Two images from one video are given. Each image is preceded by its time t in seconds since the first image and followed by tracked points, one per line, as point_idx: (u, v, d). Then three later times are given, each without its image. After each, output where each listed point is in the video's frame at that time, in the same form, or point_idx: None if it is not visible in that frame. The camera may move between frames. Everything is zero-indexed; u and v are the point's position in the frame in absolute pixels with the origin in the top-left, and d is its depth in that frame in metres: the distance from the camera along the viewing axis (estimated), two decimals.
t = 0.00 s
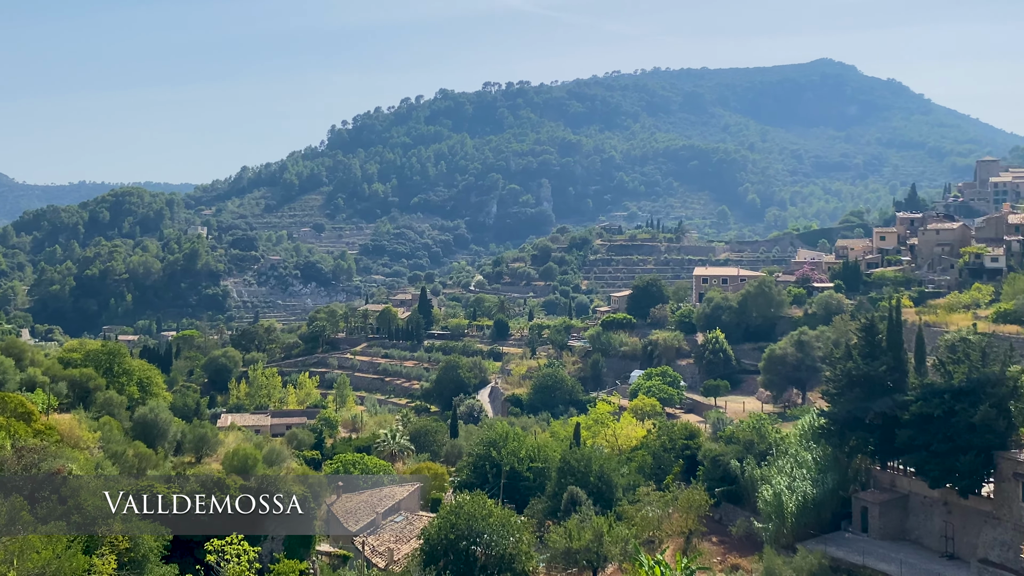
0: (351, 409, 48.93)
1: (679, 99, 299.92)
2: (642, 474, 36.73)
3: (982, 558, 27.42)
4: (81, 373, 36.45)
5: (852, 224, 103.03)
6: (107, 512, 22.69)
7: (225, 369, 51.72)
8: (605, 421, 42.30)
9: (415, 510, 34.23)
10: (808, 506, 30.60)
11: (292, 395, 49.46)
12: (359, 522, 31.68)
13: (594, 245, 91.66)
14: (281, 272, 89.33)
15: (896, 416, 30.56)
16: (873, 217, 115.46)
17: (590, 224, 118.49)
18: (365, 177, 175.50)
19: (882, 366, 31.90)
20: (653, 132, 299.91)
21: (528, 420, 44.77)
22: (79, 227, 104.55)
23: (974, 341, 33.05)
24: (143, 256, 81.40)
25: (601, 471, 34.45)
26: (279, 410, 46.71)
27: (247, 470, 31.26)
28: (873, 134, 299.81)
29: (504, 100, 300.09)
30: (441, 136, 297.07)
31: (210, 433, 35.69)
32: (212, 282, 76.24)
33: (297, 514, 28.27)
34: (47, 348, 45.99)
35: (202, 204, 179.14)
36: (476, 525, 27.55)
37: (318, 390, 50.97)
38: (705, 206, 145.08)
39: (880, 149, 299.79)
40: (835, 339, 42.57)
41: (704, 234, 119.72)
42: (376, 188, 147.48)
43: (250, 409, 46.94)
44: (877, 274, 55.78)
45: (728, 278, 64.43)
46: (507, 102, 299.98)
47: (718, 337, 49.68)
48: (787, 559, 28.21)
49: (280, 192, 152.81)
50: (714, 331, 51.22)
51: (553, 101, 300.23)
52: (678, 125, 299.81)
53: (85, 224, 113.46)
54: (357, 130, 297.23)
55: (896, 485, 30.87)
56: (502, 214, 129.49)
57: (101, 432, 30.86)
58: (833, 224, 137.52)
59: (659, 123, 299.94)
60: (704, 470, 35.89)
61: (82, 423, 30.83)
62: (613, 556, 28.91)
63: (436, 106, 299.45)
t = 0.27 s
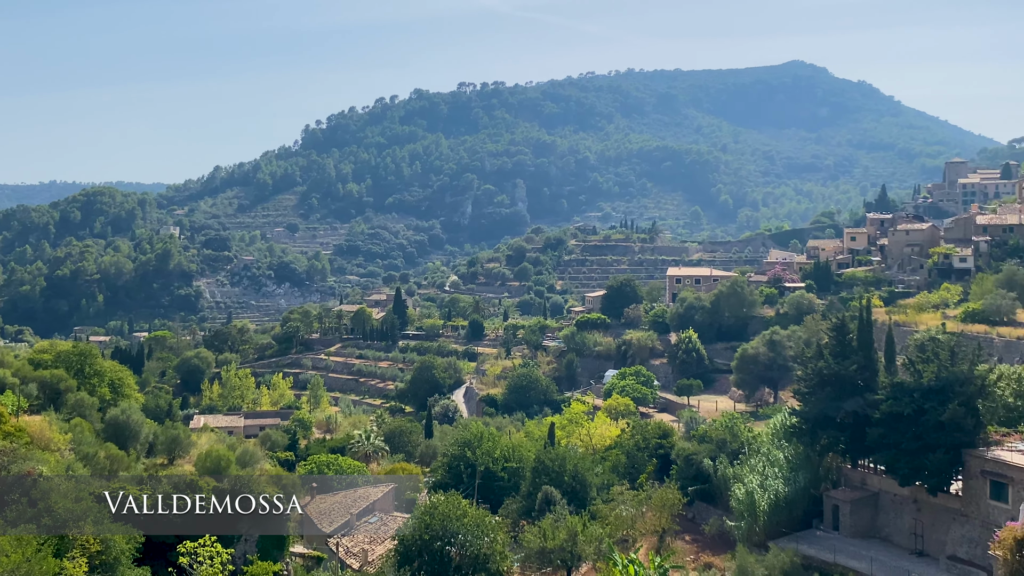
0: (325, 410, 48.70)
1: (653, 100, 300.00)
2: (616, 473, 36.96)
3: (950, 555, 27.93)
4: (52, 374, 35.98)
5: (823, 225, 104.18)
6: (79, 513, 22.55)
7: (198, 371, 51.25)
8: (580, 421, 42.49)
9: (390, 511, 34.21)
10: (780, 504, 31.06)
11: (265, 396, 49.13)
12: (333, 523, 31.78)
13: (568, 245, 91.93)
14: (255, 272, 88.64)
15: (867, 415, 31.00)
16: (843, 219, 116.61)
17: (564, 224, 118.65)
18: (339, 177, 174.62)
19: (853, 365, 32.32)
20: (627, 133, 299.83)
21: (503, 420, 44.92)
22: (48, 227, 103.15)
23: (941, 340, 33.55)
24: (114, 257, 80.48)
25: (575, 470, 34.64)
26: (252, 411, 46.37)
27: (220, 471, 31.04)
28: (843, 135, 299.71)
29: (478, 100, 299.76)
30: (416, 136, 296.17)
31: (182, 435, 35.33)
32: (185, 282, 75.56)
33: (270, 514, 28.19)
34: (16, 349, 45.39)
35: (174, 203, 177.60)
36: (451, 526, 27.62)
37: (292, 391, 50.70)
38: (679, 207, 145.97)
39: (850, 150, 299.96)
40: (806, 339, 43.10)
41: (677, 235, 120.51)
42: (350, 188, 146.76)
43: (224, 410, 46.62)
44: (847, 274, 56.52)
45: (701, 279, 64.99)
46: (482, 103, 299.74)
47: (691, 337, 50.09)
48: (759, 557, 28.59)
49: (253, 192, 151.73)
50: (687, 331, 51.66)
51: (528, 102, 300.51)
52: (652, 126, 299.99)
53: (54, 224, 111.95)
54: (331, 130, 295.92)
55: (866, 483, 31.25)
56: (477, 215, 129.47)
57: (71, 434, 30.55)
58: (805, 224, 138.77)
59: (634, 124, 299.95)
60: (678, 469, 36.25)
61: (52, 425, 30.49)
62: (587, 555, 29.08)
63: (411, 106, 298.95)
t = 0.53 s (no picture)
0: (299, 412, 48.46)
1: (626, 101, 300.00)
2: (590, 472, 37.18)
3: (919, 551, 28.45)
4: (21, 376, 35.50)
5: (793, 225, 105.29)
6: (49, 517, 22.37)
7: (170, 372, 50.76)
8: (554, 421, 42.63)
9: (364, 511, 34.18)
10: (752, 502, 31.59)
11: (238, 398, 48.76)
12: (307, 524, 31.76)
13: (542, 245, 92.13)
14: (227, 273, 87.92)
15: (837, 414, 31.47)
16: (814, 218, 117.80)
17: (538, 225, 118.78)
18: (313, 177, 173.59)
19: (823, 364, 32.68)
20: (600, 134, 299.76)
21: (476, 420, 45.01)
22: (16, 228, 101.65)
23: (909, 339, 33.95)
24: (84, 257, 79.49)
25: (549, 470, 34.79)
26: (225, 413, 46.02)
27: (192, 472, 30.84)
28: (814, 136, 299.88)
29: (452, 101, 299.07)
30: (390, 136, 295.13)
31: (154, 436, 34.84)
32: (156, 283, 74.80)
33: (243, 513, 28.11)
34: None
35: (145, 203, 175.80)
36: (424, 526, 27.67)
37: (265, 392, 50.39)
38: (652, 207, 146.80)
39: (821, 151, 299.91)
40: (778, 338, 43.58)
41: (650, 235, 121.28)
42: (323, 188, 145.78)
43: (196, 412, 46.23)
44: (818, 274, 57.19)
45: (674, 278, 65.48)
46: (456, 103, 299.11)
47: (663, 336, 50.48)
48: (731, 556, 28.97)
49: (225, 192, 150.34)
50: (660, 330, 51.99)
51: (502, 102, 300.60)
52: (625, 127, 299.83)
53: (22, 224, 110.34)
54: (304, 130, 294.11)
55: (837, 481, 31.78)
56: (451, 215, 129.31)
57: (40, 437, 30.23)
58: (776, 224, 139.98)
59: (607, 125, 299.96)
60: (651, 468, 36.64)
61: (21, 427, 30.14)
62: (561, 554, 29.26)
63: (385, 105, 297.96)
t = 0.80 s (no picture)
0: (270, 412, 48.11)
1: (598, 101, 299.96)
2: (563, 471, 37.33)
3: (887, 548, 28.89)
4: None
5: (763, 225, 106.38)
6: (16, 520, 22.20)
7: (139, 373, 50.24)
8: (526, 421, 42.75)
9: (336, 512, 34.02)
10: (723, 500, 32.01)
11: (207, 399, 48.30)
12: (277, 526, 31.31)
13: (515, 245, 92.32)
14: (198, 272, 87.18)
15: (807, 412, 31.94)
16: (783, 219, 119.08)
17: (511, 225, 118.85)
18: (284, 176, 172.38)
19: (793, 363, 33.15)
20: (573, 134, 299.77)
21: (449, 420, 45.10)
22: None
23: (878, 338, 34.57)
24: (51, 257, 78.41)
25: (521, 469, 34.86)
26: (195, 414, 45.63)
27: (162, 473, 30.61)
28: (785, 137, 300.01)
29: (425, 100, 298.03)
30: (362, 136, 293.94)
31: (124, 437, 34.37)
32: (126, 283, 74.02)
33: (214, 514, 28.00)
34: None
35: (114, 202, 173.78)
36: (398, 526, 27.71)
37: (235, 393, 49.98)
38: (623, 207, 147.54)
39: (792, 152, 299.82)
40: (748, 337, 44.12)
41: (622, 235, 121.89)
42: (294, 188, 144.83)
43: (166, 413, 45.78)
44: (787, 274, 57.91)
45: (645, 278, 65.97)
46: (428, 103, 298.41)
47: (635, 336, 50.87)
48: (703, 553, 29.35)
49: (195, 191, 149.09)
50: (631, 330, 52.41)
51: (475, 102, 300.64)
52: (598, 128, 299.84)
53: None
54: (276, 129, 292.39)
55: (806, 479, 32.11)
56: (424, 215, 129.19)
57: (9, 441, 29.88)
58: (746, 224, 141.32)
59: (580, 125, 299.96)
60: (623, 467, 36.95)
61: None
62: (534, 554, 29.39)
63: (357, 105, 297.08)
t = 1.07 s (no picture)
0: (240, 413, 47.77)
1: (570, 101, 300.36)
2: (535, 471, 37.48)
3: (855, 544, 29.33)
4: None
5: (733, 225, 107.43)
6: None
7: (108, 374, 49.65)
8: (498, 421, 42.86)
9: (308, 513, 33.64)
10: (693, 498, 32.40)
11: (176, 400, 47.86)
12: (248, 527, 31.68)
13: (487, 245, 92.31)
14: (167, 272, 86.23)
15: (776, 411, 32.40)
16: (752, 219, 120.35)
17: (483, 225, 118.88)
18: (255, 175, 170.81)
19: (762, 362, 33.61)
20: (545, 134, 299.90)
21: (420, 421, 45.08)
22: None
23: (846, 337, 35.16)
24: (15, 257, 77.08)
25: (493, 469, 34.95)
26: (164, 415, 45.19)
27: (131, 475, 30.45)
28: (754, 138, 299.78)
29: (397, 99, 296.88)
30: (334, 135, 292.16)
31: (92, 439, 34.52)
32: (93, 283, 73.07)
33: (183, 515, 28.00)
34: None
35: (81, 202, 171.26)
36: (369, 527, 27.68)
37: (204, 394, 49.57)
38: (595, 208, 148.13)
39: (761, 153, 299.75)
40: (718, 336, 44.62)
41: (594, 235, 122.55)
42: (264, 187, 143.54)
43: (134, 414, 45.30)
44: (756, 274, 58.61)
45: (617, 278, 66.36)
46: (400, 102, 297.30)
47: (606, 336, 51.20)
48: (673, 551, 29.72)
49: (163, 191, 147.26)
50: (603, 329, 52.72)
51: (447, 102, 300.36)
52: (570, 128, 300.21)
53: None
54: (246, 128, 289.72)
55: (775, 476, 32.64)
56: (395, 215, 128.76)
57: None
58: (716, 224, 142.60)
59: (552, 125, 300.16)
60: (594, 466, 37.22)
61: None
62: (506, 553, 29.51)
63: (328, 104, 295.27)
